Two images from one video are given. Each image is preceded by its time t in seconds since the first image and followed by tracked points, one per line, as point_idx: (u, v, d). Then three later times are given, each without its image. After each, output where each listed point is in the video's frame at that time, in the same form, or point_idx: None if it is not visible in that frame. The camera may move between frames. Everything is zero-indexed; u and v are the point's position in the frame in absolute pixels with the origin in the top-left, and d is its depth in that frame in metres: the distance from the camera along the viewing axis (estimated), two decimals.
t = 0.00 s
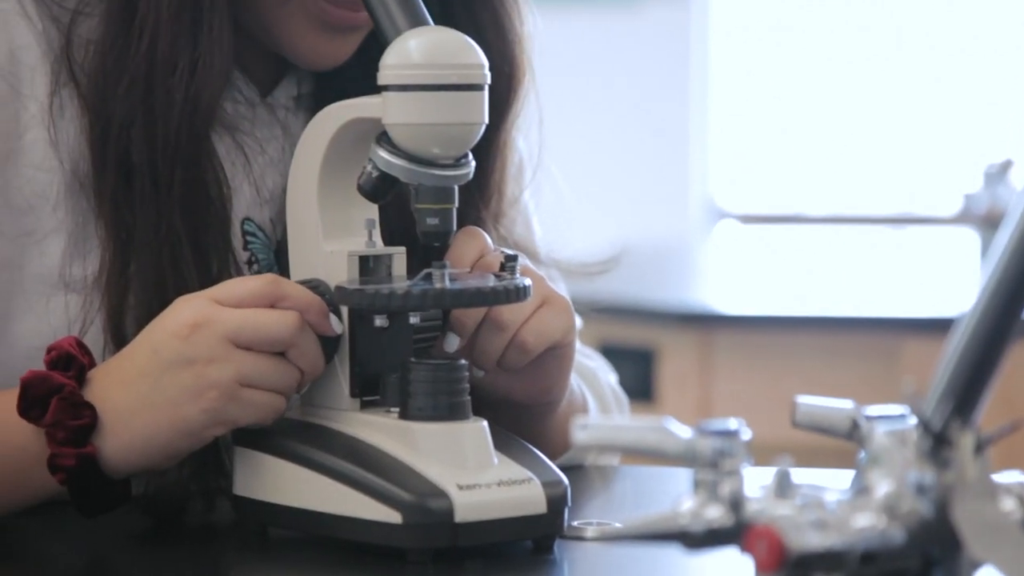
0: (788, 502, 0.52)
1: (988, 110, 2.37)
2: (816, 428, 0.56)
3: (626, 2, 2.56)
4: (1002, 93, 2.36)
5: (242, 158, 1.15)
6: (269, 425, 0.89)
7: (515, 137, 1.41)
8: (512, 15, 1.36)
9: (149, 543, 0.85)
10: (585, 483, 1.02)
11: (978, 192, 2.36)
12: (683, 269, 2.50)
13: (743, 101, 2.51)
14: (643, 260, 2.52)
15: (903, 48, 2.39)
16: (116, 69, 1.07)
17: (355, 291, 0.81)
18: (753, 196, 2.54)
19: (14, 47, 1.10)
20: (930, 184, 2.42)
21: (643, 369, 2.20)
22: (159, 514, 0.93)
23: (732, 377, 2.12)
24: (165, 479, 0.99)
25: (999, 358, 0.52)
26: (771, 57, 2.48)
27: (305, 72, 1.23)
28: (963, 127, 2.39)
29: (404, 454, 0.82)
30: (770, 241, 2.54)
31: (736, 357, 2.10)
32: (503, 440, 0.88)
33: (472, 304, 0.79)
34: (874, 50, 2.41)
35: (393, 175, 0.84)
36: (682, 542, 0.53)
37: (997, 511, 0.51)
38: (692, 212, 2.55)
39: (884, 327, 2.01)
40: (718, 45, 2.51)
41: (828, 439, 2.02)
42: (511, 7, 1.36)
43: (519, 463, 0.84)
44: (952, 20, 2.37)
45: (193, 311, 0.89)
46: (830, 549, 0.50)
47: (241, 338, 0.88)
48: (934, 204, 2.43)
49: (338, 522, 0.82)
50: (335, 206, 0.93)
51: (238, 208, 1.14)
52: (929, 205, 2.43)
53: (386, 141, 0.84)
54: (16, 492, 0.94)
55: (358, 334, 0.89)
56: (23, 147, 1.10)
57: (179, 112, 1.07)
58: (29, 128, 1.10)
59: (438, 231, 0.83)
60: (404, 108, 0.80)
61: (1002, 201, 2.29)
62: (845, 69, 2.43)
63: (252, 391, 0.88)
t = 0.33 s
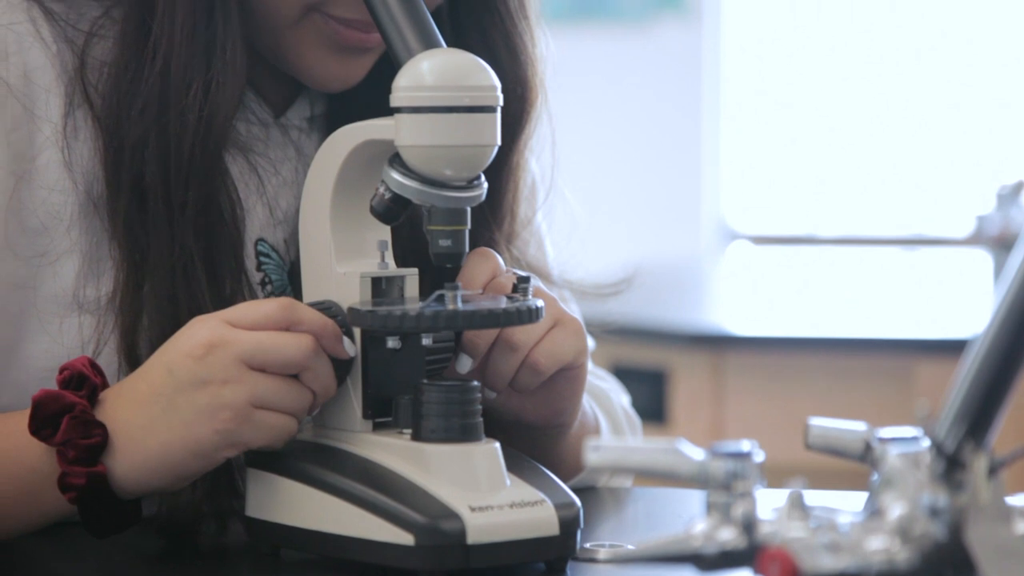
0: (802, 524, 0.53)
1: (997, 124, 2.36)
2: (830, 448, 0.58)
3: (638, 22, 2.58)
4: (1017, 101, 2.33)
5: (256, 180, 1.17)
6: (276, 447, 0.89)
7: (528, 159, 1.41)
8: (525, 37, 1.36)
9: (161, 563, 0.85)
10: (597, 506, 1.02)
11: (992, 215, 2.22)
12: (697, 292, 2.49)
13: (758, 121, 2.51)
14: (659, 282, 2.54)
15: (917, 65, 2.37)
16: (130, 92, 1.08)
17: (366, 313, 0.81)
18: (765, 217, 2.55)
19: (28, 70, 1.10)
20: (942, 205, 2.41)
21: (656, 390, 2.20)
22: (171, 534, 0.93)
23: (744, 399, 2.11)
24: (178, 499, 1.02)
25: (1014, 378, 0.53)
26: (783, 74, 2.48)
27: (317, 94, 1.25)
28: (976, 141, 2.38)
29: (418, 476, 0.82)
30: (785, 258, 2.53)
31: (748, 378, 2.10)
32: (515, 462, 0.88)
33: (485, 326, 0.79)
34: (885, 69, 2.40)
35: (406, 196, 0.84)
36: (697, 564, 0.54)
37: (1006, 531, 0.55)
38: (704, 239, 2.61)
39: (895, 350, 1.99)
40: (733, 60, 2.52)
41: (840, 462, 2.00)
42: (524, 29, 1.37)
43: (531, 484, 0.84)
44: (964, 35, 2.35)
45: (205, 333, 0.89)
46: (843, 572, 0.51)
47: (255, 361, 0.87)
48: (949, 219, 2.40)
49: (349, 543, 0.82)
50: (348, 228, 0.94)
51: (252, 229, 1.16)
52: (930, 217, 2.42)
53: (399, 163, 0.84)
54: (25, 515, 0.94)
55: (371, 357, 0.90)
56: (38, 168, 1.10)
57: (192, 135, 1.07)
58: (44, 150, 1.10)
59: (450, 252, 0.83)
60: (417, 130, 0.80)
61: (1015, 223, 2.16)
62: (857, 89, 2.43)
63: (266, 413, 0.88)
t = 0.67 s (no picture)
0: (812, 547, 0.53)
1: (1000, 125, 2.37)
2: (842, 471, 0.61)
3: (649, 43, 2.58)
4: (1010, 102, 2.36)
5: (268, 203, 1.18)
6: (261, 469, 0.88)
7: (540, 180, 1.41)
8: (535, 58, 1.38)
9: None
10: (610, 528, 1.01)
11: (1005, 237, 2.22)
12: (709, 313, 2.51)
13: (766, 128, 2.51)
14: (673, 303, 2.54)
15: (918, 66, 2.38)
16: (142, 114, 1.08)
17: (378, 334, 0.81)
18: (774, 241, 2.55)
19: (40, 92, 1.10)
20: (946, 208, 2.41)
21: (668, 412, 2.19)
22: (182, 556, 0.94)
23: (754, 421, 2.11)
24: (190, 516, 1.03)
25: None
26: (789, 83, 2.48)
27: (330, 115, 1.26)
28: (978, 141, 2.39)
29: (430, 498, 0.82)
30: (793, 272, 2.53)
31: (759, 400, 2.09)
32: (527, 483, 0.88)
33: (496, 346, 0.79)
34: (893, 81, 2.40)
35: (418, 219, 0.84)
36: None
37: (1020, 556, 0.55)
38: (716, 260, 2.58)
39: (908, 372, 1.99)
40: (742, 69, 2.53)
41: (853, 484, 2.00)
42: (534, 50, 1.38)
43: (543, 507, 0.84)
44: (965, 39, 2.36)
45: (204, 344, 0.89)
46: None
47: (250, 373, 0.88)
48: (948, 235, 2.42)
49: (363, 563, 0.82)
50: (360, 247, 0.94)
51: (264, 250, 1.17)
52: (933, 221, 2.43)
53: (411, 186, 0.84)
54: (24, 530, 0.94)
55: (383, 379, 0.90)
56: (50, 190, 1.09)
57: (205, 156, 1.08)
58: (56, 172, 1.10)
59: (462, 274, 0.83)
60: (430, 152, 0.81)
61: None
62: (864, 103, 2.43)
63: (252, 427, 0.87)
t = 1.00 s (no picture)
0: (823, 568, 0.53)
1: (1013, 132, 2.37)
2: (850, 491, 0.61)
3: (659, 64, 2.59)
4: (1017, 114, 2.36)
5: (278, 226, 1.18)
6: (258, 492, 0.88)
7: (550, 203, 1.41)
8: (546, 81, 1.39)
9: None
10: (619, 550, 1.01)
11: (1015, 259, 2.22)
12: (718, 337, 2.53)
13: (776, 137, 2.50)
14: (684, 324, 2.54)
15: (929, 72, 2.38)
16: (153, 137, 1.09)
17: (388, 356, 0.81)
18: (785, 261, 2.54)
19: (51, 116, 1.10)
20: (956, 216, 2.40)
21: (677, 434, 2.19)
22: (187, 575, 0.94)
23: (765, 444, 2.10)
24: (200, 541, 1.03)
25: None
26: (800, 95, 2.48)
27: (341, 138, 1.26)
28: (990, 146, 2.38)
29: (439, 520, 0.82)
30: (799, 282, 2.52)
31: (769, 423, 2.09)
32: (536, 505, 0.88)
33: (506, 369, 0.79)
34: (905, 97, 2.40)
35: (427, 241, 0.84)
36: None
37: None
38: (725, 281, 2.58)
39: (919, 396, 1.98)
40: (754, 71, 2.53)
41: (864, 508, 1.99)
42: (544, 73, 1.39)
43: (552, 529, 0.84)
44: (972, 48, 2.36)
45: (206, 362, 0.90)
46: None
47: (250, 397, 0.88)
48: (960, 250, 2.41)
49: None
50: (369, 270, 0.95)
51: (274, 272, 1.17)
52: (944, 228, 2.41)
53: (421, 208, 0.84)
54: (28, 553, 0.94)
55: (392, 399, 0.90)
56: (61, 214, 1.09)
57: (217, 177, 1.08)
58: (68, 196, 1.09)
59: (471, 296, 0.83)
60: (439, 174, 0.81)
61: None
62: (873, 113, 2.42)
63: (250, 449, 0.88)
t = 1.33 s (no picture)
0: None
1: (1015, 138, 2.38)
2: (855, 515, 0.62)
3: (661, 88, 2.58)
4: (1015, 122, 2.37)
5: (282, 248, 1.18)
6: (249, 510, 0.88)
7: (554, 223, 1.42)
8: (550, 102, 1.40)
9: None
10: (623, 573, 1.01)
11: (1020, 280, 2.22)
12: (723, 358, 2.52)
13: (779, 142, 2.52)
14: (685, 344, 2.54)
15: (930, 87, 2.39)
16: (158, 159, 1.09)
17: (393, 379, 0.81)
18: (790, 282, 2.55)
19: (57, 138, 1.10)
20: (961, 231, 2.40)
21: (681, 456, 2.18)
22: None
23: (767, 468, 2.10)
24: (203, 563, 1.02)
25: None
26: (806, 104, 2.50)
27: (345, 161, 1.27)
28: (990, 135, 2.39)
29: (443, 541, 0.82)
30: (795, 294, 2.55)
31: (774, 445, 2.08)
32: (539, 528, 0.88)
33: (511, 391, 0.79)
34: (910, 115, 2.41)
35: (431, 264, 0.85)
36: None
37: None
38: (729, 299, 2.59)
39: (926, 417, 1.98)
40: (759, 72, 2.53)
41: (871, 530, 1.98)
42: (548, 94, 1.39)
43: (556, 551, 0.84)
44: (973, 57, 2.38)
45: (208, 382, 0.90)
46: None
47: (247, 417, 0.88)
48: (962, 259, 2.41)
49: None
50: (373, 293, 0.95)
51: (278, 294, 1.17)
52: (945, 230, 2.41)
53: (425, 230, 0.85)
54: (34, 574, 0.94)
55: (396, 422, 0.90)
56: (66, 237, 1.09)
57: (222, 199, 1.09)
58: (73, 219, 1.10)
59: (475, 318, 0.83)
60: (443, 196, 0.81)
61: None
62: (875, 119, 2.44)
63: (244, 468, 0.87)
